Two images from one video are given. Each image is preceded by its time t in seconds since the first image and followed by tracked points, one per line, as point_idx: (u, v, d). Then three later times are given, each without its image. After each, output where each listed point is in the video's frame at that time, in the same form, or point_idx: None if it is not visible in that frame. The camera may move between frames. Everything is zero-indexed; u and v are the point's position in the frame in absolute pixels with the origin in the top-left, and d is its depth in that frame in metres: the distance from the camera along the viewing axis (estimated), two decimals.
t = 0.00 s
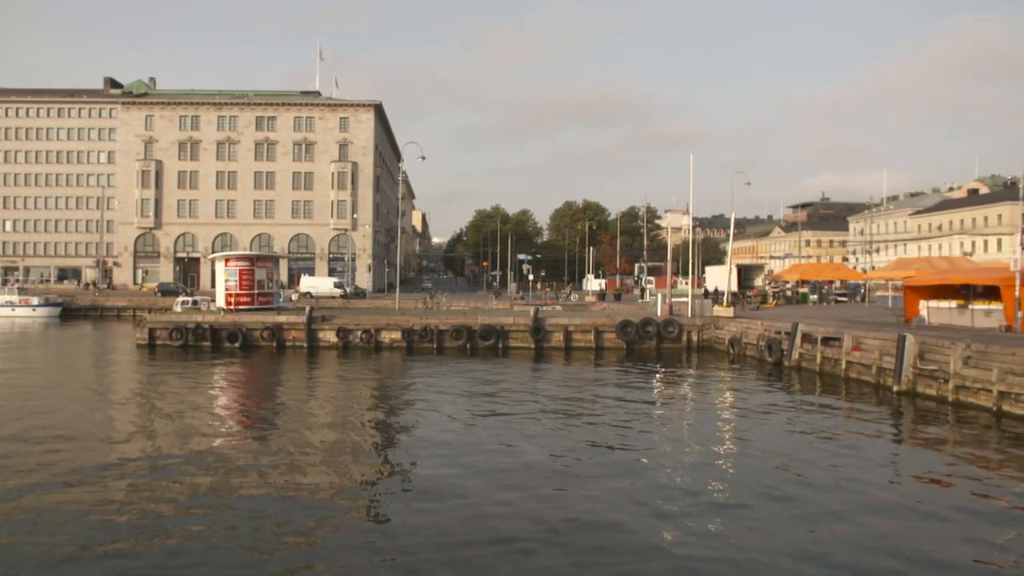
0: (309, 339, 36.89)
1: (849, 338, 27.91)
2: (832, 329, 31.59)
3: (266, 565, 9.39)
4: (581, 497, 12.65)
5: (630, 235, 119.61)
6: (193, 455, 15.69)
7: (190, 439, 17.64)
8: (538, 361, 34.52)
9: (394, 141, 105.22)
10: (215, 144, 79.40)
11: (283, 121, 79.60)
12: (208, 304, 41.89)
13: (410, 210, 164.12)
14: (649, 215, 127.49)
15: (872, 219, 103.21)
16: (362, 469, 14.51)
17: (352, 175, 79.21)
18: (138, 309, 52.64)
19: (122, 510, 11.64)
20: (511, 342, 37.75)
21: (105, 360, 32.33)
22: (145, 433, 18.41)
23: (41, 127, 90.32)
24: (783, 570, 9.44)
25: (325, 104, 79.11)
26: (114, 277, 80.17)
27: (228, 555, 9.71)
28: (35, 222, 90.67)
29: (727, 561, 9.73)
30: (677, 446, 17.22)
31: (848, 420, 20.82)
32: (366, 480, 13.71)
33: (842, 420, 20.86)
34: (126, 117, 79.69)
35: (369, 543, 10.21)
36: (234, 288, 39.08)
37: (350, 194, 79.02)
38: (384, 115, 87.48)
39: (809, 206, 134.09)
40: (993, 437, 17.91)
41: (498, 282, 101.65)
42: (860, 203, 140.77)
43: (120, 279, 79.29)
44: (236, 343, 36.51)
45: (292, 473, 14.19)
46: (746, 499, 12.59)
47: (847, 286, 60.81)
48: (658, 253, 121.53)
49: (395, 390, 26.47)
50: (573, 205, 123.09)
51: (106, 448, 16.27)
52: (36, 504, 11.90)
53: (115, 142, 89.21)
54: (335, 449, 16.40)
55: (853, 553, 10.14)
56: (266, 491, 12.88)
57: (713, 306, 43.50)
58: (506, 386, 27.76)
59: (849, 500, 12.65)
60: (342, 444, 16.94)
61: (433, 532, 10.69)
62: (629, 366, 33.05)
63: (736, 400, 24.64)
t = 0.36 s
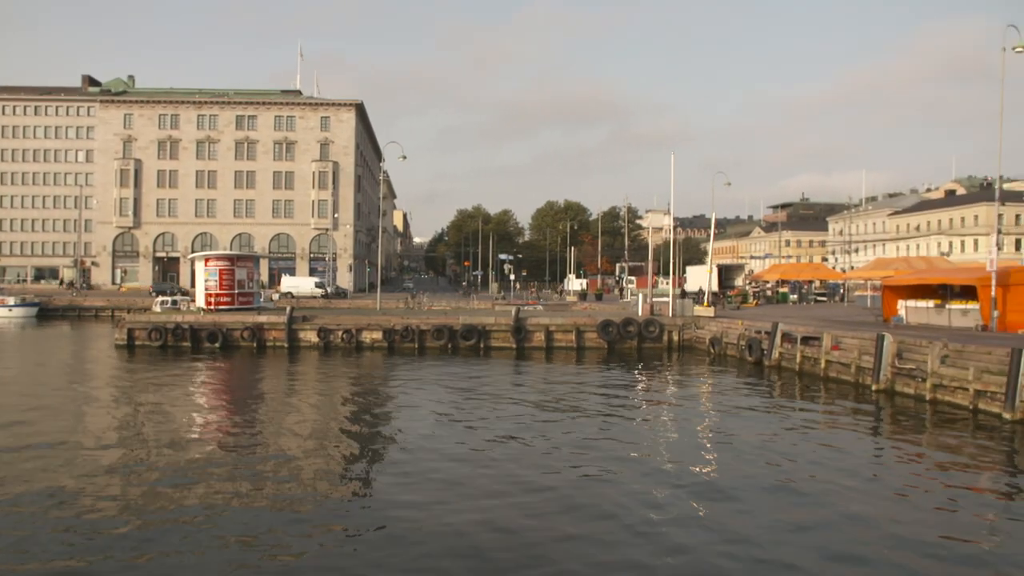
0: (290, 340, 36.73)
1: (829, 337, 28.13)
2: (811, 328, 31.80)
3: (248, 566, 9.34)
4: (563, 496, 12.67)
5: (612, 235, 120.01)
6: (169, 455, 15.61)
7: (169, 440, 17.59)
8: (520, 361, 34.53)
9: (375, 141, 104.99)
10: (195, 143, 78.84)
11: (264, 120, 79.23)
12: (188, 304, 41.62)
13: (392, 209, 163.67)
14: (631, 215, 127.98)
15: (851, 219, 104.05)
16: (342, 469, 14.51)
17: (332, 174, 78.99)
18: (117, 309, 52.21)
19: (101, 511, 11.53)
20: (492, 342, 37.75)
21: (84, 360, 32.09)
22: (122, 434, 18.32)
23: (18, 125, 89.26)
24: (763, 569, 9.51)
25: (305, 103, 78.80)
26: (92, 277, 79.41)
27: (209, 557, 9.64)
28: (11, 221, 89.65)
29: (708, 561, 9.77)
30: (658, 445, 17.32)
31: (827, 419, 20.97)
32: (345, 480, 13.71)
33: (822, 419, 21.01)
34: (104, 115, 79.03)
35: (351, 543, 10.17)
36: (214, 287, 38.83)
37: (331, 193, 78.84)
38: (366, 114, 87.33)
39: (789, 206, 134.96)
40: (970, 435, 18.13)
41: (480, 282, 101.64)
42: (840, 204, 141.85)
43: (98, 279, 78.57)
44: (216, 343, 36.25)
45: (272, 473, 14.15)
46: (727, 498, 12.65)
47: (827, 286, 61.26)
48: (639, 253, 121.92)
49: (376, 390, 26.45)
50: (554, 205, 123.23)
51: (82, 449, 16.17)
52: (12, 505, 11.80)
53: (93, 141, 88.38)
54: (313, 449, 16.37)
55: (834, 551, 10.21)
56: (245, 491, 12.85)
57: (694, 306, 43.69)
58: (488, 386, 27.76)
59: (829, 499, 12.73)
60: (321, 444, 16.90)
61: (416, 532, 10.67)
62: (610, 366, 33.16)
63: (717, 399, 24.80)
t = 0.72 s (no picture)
0: (274, 340, 36.55)
1: (812, 337, 28.28)
2: (794, 328, 31.96)
3: (241, 567, 9.31)
4: (552, 495, 12.70)
5: (596, 235, 120.30)
6: (153, 456, 15.53)
7: (153, 440, 17.56)
8: (506, 361, 34.52)
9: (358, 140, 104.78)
10: (178, 142, 78.34)
11: (247, 119, 78.92)
12: (171, 304, 41.36)
13: (375, 209, 163.27)
14: (615, 215, 128.30)
15: (834, 219, 104.75)
16: (330, 469, 14.51)
17: (316, 174, 78.79)
18: (98, 310, 51.83)
19: (91, 513, 11.47)
20: (477, 342, 37.73)
21: (67, 361, 31.84)
22: (105, 434, 18.22)
23: None
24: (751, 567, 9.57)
25: (289, 102, 78.57)
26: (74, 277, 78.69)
27: (202, 558, 9.62)
28: None
29: (696, 557, 9.86)
30: (645, 444, 17.42)
31: (811, 418, 21.09)
32: (334, 479, 13.70)
33: (806, 418, 21.13)
34: (86, 114, 78.34)
35: (344, 543, 10.20)
36: (197, 287, 38.61)
37: (315, 193, 78.64)
38: (350, 114, 87.17)
39: (773, 206, 135.66)
40: (951, 433, 18.31)
41: (464, 282, 101.60)
42: (822, 204, 142.75)
43: (80, 279, 77.84)
44: (200, 344, 36.01)
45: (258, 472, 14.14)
46: (714, 497, 12.73)
47: (810, 285, 61.63)
48: (623, 253, 122.21)
49: (360, 390, 26.38)
50: (538, 205, 123.32)
51: (65, 449, 16.08)
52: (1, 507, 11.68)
53: (74, 140, 87.62)
54: (299, 449, 16.34)
55: (820, 548, 10.31)
56: (233, 491, 12.83)
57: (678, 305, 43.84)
58: (473, 386, 27.74)
59: (815, 497, 12.85)
60: (306, 445, 16.87)
61: (408, 532, 10.68)
62: (595, 366, 33.21)
63: (701, 399, 24.91)
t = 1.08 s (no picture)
0: (258, 340, 36.41)
1: (796, 336, 28.41)
2: (778, 327, 32.12)
3: (225, 570, 9.23)
4: (537, 496, 12.68)
5: (581, 235, 120.64)
6: (137, 456, 15.44)
7: (138, 441, 17.49)
8: (492, 360, 34.53)
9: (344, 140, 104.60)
10: (161, 141, 77.84)
11: (231, 118, 78.60)
12: (154, 304, 41.15)
13: (360, 208, 163.13)
14: (600, 215, 128.65)
15: (818, 219, 105.37)
16: (317, 469, 14.49)
17: (301, 173, 78.60)
18: (81, 310, 51.54)
19: (72, 514, 11.37)
20: (462, 342, 37.71)
21: (48, 361, 31.60)
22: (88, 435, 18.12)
23: None
24: (736, 566, 9.58)
25: (274, 101, 78.37)
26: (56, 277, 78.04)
27: (185, 560, 9.55)
28: None
29: (683, 556, 9.88)
30: (630, 444, 17.45)
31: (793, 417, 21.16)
32: (322, 480, 13.67)
33: (788, 418, 21.18)
34: (68, 113, 77.66)
35: (327, 545, 10.14)
36: (181, 287, 38.42)
37: (300, 192, 78.42)
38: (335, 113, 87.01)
39: (757, 206, 136.34)
40: (933, 431, 18.45)
41: (449, 281, 101.60)
42: (806, 204, 143.66)
43: (62, 278, 77.17)
44: (183, 344, 35.77)
45: (246, 473, 14.12)
46: (700, 497, 12.74)
47: (794, 285, 61.98)
48: (608, 253, 122.49)
49: (345, 390, 26.36)
50: (523, 204, 123.47)
51: (48, 450, 16.01)
52: None
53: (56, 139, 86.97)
54: (284, 449, 16.28)
55: (804, 547, 10.34)
56: (220, 492, 12.80)
57: (663, 305, 43.98)
58: (458, 385, 27.73)
59: (800, 496, 12.90)
60: (292, 445, 16.85)
61: (392, 533, 10.63)
62: (579, 365, 33.31)
63: (685, 398, 25.00)
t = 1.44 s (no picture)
0: (242, 340, 36.23)
1: (780, 336, 28.56)
2: (762, 327, 32.25)
3: (210, 571, 9.19)
4: (523, 496, 12.67)
5: (566, 235, 120.83)
6: (122, 457, 15.38)
7: (121, 441, 17.41)
8: (477, 360, 34.48)
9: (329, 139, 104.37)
10: (145, 140, 77.38)
11: (215, 117, 78.31)
12: (138, 304, 40.91)
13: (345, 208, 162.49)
14: (585, 215, 128.81)
15: (802, 219, 105.95)
16: (303, 469, 14.48)
17: (286, 173, 78.44)
18: (63, 310, 51.12)
19: (54, 515, 11.27)
20: (447, 342, 37.68)
21: (30, 362, 31.38)
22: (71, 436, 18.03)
23: None
24: (724, 566, 9.58)
25: (258, 100, 78.22)
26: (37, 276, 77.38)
27: (170, 561, 9.48)
28: None
29: (672, 553, 9.99)
30: (615, 443, 17.55)
31: (777, 416, 21.25)
32: (309, 480, 13.66)
33: (772, 417, 21.26)
34: (50, 111, 77.00)
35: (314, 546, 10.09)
36: (164, 287, 38.20)
37: (284, 191, 78.23)
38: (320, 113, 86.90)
39: (741, 207, 136.87)
40: (916, 430, 18.55)
41: (434, 281, 101.48)
42: (790, 204, 144.31)
43: (44, 278, 76.52)
44: (167, 344, 35.57)
45: (234, 473, 14.10)
46: (685, 495, 12.77)
47: (778, 285, 62.24)
48: (593, 253, 122.67)
49: (330, 390, 26.28)
50: (509, 204, 123.50)
51: (32, 451, 15.92)
52: None
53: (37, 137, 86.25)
54: (269, 449, 16.28)
55: (791, 546, 10.37)
56: (207, 492, 12.79)
57: (648, 305, 44.09)
58: (442, 385, 27.71)
59: (785, 495, 12.94)
60: (277, 445, 16.85)
61: (378, 533, 10.60)
62: (564, 365, 33.34)
63: (671, 397, 25.07)
